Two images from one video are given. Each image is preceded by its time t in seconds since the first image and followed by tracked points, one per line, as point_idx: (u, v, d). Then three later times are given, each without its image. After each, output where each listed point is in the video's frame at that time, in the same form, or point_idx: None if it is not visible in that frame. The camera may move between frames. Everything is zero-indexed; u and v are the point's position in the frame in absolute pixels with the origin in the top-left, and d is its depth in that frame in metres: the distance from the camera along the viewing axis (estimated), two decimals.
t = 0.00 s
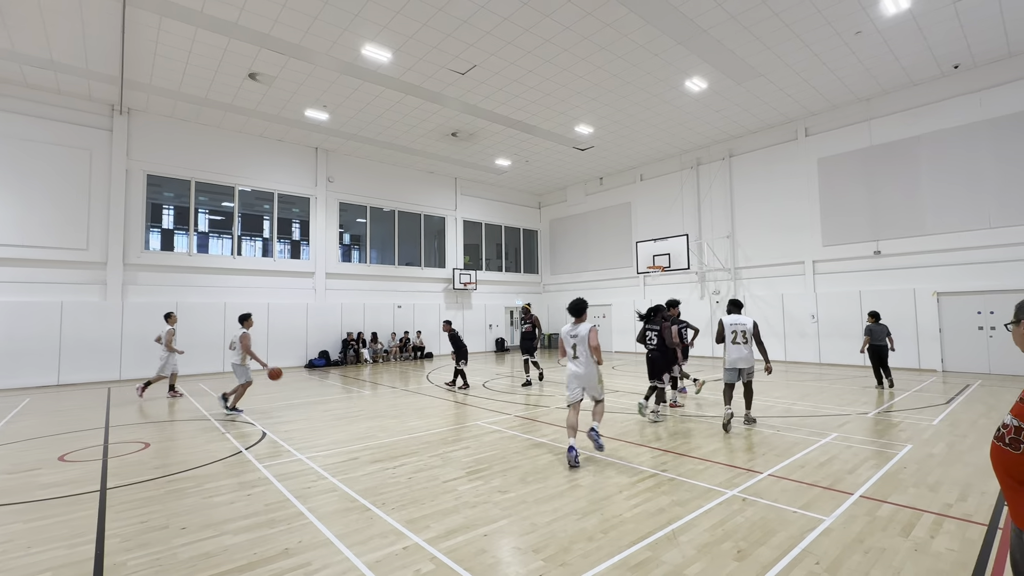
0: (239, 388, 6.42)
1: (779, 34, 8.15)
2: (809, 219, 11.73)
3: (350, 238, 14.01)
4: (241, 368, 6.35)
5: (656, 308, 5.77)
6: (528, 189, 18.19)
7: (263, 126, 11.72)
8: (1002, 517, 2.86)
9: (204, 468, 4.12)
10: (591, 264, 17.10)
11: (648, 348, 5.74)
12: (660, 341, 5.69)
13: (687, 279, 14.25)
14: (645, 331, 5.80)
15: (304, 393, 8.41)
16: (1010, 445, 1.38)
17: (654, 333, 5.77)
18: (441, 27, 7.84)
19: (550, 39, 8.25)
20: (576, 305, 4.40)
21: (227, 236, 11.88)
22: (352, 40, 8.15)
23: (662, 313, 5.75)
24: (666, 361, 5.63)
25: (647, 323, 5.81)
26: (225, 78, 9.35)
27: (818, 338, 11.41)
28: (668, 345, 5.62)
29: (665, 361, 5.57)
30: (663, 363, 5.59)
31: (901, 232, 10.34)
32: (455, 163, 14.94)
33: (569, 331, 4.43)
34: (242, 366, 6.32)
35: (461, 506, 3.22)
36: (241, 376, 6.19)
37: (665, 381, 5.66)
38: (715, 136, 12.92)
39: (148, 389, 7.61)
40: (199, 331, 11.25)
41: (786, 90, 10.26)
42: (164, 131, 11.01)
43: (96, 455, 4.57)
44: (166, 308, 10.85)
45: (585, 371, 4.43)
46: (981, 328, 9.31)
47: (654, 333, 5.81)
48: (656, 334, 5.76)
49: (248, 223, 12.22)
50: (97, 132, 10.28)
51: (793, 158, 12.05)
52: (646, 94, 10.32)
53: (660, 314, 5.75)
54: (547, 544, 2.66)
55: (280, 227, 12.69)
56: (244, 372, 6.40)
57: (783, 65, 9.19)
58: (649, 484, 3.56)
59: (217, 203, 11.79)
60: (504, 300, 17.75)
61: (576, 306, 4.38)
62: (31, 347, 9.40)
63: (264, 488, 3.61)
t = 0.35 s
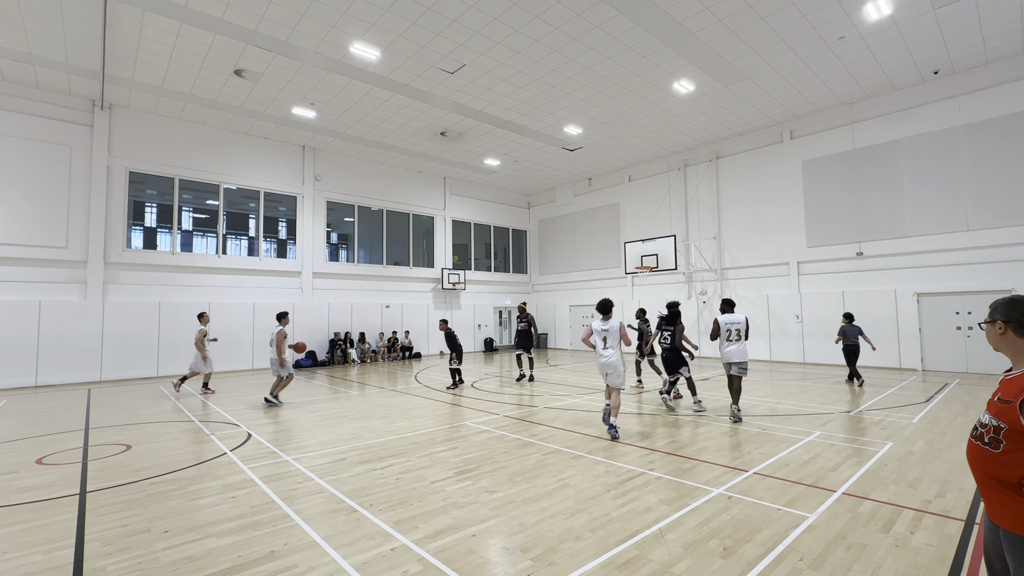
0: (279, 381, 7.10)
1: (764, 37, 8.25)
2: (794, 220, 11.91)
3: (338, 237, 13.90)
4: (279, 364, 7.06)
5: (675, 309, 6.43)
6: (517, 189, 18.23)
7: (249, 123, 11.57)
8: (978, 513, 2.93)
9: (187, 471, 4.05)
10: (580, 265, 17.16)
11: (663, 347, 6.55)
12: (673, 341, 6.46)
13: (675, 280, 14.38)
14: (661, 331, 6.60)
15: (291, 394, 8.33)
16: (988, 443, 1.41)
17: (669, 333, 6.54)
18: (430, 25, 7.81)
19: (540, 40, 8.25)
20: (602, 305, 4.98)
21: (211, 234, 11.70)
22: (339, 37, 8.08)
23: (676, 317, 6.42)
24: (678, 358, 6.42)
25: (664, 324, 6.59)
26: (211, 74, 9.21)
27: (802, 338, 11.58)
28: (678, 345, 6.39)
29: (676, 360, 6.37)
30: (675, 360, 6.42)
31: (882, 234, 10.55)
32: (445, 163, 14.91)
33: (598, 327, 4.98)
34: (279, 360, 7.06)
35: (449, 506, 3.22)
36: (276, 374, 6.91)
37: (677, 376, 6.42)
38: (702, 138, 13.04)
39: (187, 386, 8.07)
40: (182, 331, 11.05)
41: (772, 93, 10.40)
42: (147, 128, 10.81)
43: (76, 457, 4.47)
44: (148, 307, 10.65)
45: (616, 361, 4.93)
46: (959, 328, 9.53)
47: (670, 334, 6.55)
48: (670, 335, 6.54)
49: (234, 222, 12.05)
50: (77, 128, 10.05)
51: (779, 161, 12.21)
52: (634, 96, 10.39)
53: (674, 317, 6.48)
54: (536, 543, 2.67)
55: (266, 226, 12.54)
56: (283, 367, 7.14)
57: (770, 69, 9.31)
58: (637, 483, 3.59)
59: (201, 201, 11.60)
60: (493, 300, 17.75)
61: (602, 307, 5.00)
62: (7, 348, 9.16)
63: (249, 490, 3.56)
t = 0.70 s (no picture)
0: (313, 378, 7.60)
1: (758, 39, 8.30)
2: (787, 221, 12.00)
3: (332, 237, 13.84)
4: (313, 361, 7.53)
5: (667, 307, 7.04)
6: (512, 189, 18.23)
7: (243, 122, 11.49)
8: (968, 511, 2.96)
9: (180, 472, 4.02)
10: (575, 265, 17.18)
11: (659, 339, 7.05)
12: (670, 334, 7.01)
13: (669, 280, 14.44)
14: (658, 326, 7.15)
15: (285, 394, 8.29)
16: (977, 442, 1.43)
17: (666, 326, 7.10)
18: (425, 25, 7.79)
19: (535, 40, 8.26)
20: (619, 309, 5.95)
21: (204, 233, 11.62)
22: (334, 36, 8.05)
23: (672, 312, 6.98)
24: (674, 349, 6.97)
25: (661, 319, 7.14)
26: (204, 72, 9.14)
27: (795, 338, 11.66)
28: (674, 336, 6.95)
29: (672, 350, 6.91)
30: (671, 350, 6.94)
31: (874, 235, 10.64)
32: (440, 162, 14.89)
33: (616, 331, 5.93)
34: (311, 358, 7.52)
35: (444, 506, 3.21)
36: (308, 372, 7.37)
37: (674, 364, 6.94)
38: (697, 139, 13.10)
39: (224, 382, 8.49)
40: (174, 331, 10.97)
41: (765, 95, 10.46)
42: (139, 126, 10.72)
43: (66, 459, 4.42)
44: (140, 307, 10.57)
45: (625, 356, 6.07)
46: (949, 328, 9.62)
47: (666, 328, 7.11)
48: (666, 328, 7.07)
49: (227, 221, 11.97)
50: (67, 126, 9.95)
51: (772, 162, 12.29)
52: (629, 96, 10.41)
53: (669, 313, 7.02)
54: (530, 543, 2.67)
55: (260, 225, 12.47)
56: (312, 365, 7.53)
57: (763, 70, 9.37)
58: (631, 482, 3.60)
59: (194, 200, 11.52)
60: (488, 300, 17.74)
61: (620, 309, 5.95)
62: None
63: (242, 491, 3.54)
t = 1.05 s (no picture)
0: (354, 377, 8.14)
1: (754, 40, 8.33)
2: (782, 222, 12.05)
3: (329, 237, 13.81)
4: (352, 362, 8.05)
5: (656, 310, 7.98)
6: (509, 189, 18.24)
7: (238, 121, 11.44)
8: (962, 510, 2.98)
9: (174, 472, 4.01)
10: (571, 265, 17.20)
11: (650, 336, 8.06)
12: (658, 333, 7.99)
13: (665, 280, 14.47)
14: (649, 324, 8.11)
15: (280, 394, 8.26)
16: (970, 441, 1.44)
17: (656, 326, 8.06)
18: (422, 25, 7.79)
19: (533, 40, 8.26)
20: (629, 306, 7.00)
21: (200, 233, 11.57)
22: (330, 35, 8.03)
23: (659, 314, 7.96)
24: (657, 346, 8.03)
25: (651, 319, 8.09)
26: (200, 71, 9.09)
27: (791, 338, 11.70)
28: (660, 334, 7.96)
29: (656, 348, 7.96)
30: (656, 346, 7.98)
31: (869, 235, 10.69)
32: (437, 162, 14.88)
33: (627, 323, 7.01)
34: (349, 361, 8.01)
35: (441, 507, 3.21)
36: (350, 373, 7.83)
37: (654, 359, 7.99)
38: (693, 140, 13.12)
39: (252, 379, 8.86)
40: (169, 331, 10.91)
41: (762, 96, 10.51)
42: (134, 125, 10.66)
43: (60, 460, 4.39)
44: (135, 307, 10.51)
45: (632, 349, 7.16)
46: (944, 328, 9.68)
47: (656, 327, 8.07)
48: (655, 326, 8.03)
49: (223, 220, 11.92)
50: (62, 125, 9.89)
51: (768, 163, 12.34)
52: (626, 97, 10.43)
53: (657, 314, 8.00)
54: (526, 543, 2.67)
55: (256, 225, 12.43)
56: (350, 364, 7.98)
57: (760, 71, 9.41)
58: (628, 482, 3.60)
59: (190, 199, 11.47)
60: (485, 300, 17.74)
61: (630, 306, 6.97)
62: None
63: (237, 492, 3.52)
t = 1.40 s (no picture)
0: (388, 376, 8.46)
1: (751, 41, 8.35)
2: (779, 222, 12.08)
3: (326, 236, 13.78)
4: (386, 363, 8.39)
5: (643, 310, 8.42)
6: (507, 189, 18.23)
7: (235, 121, 11.41)
8: (958, 509, 2.99)
9: (171, 473, 3.99)
10: (569, 265, 17.21)
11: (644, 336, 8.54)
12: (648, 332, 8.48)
13: (663, 280, 14.49)
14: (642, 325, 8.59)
15: (278, 395, 8.24)
16: (967, 441, 1.45)
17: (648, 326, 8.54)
18: (420, 25, 7.78)
19: (531, 40, 8.27)
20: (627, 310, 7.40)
21: (197, 233, 11.53)
22: (328, 35, 8.01)
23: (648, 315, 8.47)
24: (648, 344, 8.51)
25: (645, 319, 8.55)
26: (196, 70, 9.05)
27: (787, 338, 11.73)
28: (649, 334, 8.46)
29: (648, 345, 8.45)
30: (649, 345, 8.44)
31: (866, 235, 10.73)
32: (435, 162, 14.87)
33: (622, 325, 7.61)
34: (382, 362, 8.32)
35: (438, 507, 3.21)
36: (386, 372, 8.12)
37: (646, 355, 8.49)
38: (691, 140, 13.14)
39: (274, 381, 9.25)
40: (166, 331, 10.87)
41: (759, 97, 10.53)
42: (131, 125, 10.62)
43: (55, 461, 4.36)
44: (131, 307, 10.47)
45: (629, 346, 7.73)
46: (939, 328, 9.72)
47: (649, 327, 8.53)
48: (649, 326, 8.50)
49: (219, 220, 11.89)
50: (58, 124, 9.85)
51: (765, 164, 12.38)
52: (624, 97, 10.44)
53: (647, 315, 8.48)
54: (524, 543, 2.67)
55: (253, 225, 12.39)
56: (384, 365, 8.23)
57: (757, 72, 9.44)
58: (626, 482, 3.60)
59: (187, 199, 11.42)
60: (482, 300, 17.74)
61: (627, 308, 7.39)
62: None
63: (234, 493, 3.51)
